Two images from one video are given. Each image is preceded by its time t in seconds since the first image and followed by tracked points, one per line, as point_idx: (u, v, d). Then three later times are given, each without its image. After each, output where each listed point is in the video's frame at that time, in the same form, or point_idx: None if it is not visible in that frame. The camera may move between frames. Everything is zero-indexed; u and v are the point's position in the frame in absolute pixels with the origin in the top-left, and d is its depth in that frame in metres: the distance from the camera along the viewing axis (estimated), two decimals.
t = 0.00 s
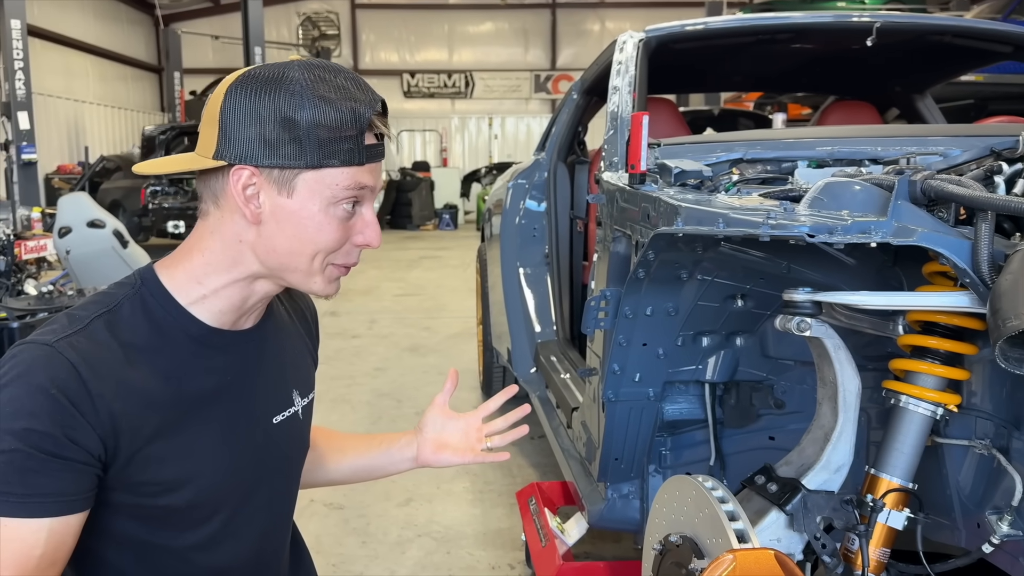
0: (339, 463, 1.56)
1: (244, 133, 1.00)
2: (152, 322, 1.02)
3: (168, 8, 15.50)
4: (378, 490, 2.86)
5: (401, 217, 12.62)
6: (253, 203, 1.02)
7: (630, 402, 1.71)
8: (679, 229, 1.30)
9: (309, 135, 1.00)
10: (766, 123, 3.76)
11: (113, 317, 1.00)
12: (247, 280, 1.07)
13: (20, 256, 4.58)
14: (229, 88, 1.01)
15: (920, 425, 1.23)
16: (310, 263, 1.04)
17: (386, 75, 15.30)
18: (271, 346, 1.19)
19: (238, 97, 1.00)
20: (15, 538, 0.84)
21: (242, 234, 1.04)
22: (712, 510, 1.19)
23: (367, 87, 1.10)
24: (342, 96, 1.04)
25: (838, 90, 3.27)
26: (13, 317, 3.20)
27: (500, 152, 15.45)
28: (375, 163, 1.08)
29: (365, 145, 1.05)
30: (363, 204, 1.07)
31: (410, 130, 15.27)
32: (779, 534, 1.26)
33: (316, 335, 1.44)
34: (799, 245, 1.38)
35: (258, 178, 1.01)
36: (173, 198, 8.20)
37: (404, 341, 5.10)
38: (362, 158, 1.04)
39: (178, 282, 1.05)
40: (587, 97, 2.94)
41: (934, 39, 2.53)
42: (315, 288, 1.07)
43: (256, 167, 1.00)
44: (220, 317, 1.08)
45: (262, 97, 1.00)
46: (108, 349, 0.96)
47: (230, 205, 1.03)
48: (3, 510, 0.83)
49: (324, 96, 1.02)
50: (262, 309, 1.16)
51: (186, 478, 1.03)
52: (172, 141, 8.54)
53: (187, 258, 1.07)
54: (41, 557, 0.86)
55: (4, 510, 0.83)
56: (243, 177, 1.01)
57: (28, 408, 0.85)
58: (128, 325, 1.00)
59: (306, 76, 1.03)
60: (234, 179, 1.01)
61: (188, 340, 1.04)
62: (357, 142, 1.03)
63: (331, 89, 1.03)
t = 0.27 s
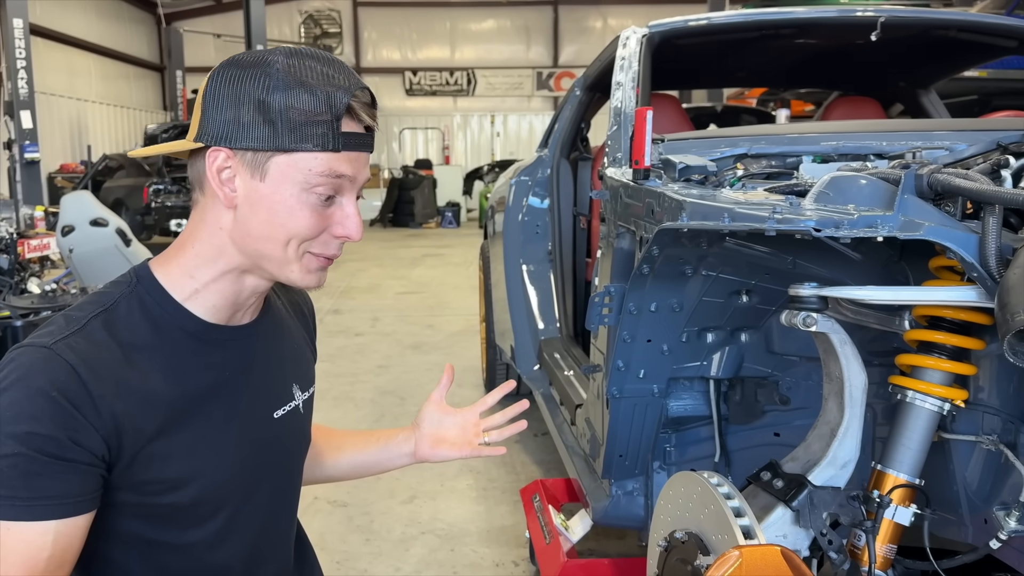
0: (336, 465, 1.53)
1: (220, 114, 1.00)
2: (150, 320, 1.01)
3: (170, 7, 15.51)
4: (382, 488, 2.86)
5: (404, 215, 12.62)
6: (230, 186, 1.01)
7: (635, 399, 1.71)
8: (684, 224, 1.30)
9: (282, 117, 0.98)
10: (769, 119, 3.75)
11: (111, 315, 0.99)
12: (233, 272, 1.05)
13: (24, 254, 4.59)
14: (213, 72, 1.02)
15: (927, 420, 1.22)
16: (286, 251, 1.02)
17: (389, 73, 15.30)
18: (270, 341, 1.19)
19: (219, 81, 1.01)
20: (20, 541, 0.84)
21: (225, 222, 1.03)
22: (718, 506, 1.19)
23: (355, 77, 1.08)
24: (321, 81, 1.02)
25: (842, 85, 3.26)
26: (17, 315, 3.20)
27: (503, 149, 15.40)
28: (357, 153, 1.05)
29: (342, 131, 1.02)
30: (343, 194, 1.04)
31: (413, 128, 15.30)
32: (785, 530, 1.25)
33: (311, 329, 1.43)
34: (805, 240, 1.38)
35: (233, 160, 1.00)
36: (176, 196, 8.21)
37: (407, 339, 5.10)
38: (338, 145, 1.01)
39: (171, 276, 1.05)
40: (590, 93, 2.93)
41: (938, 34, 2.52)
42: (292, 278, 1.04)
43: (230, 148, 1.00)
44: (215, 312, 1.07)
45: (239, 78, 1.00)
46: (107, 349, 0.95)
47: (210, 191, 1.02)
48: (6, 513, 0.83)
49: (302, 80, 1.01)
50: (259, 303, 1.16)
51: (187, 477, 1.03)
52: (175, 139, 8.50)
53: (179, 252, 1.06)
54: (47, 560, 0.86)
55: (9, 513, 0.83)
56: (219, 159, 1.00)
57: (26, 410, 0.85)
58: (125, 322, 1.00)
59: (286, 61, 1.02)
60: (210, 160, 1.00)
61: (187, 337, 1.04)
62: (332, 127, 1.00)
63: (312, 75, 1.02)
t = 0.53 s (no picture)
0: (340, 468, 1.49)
1: (216, 127, 0.98)
2: (149, 320, 1.01)
3: (171, 6, 15.52)
4: (383, 488, 2.86)
5: (405, 214, 12.61)
6: (230, 198, 1.01)
7: (636, 399, 1.70)
8: (685, 223, 1.29)
9: (281, 130, 0.97)
10: (770, 118, 3.74)
11: (110, 316, 0.99)
12: (236, 274, 1.06)
13: (24, 254, 4.59)
14: (201, 79, 0.99)
15: (928, 419, 1.22)
16: (291, 258, 1.03)
17: (389, 72, 15.30)
18: (269, 340, 1.18)
19: (210, 91, 0.98)
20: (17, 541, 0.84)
21: (226, 228, 1.03)
22: (719, 506, 1.19)
23: (349, 77, 1.07)
24: (318, 88, 1.01)
25: (843, 83, 3.25)
26: (18, 315, 3.20)
27: (504, 148, 15.40)
28: (356, 158, 1.05)
29: (342, 140, 1.02)
30: (344, 198, 1.04)
31: (414, 127, 15.30)
32: (786, 530, 1.24)
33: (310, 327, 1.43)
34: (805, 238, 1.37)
35: (232, 174, 1.00)
36: (177, 196, 8.21)
37: (408, 338, 5.10)
38: (339, 154, 1.01)
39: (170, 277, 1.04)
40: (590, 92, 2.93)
41: (939, 32, 2.52)
42: (299, 279, 1.05)
43: (229, 163, 0.99)
44: (217, 312, 1.07)
45: (233, 89, 0.98)
46: (107, 349, 0.95)
47: (209, 200, 1.02)
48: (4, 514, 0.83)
49: (298, 88, 0.99)
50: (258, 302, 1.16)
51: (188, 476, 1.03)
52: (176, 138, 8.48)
53: (176, 254, 1.05)
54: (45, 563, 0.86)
55: (8, 513, 0.83)
56: (218, 173, 1.00)
57: (26, 410, 0.84)
58: (124, 323, 0.99)
59: (280, 67, 1.00)
60: (209, 175, 1.00)
61: (187, 337, 1.03)
62: (332, 138, 1.00)
63: (308, 81, 1.01)
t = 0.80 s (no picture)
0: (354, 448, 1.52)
1: (172, 101, 0.99)
2: (149, 313, 1.00)
3: (172, 6, 15.53)
4: (385, 488, 2.86)
5: (406, 214, 12.60)
6: (196, 172, 1.01)
7: (640, 399, 1.69)
8: (689, 222, 1.29)
9: (233, 91, 0.98)
10: (773, 117, 3.74)
11: (108, 311, 0.97)
12: (221, 258, 1.06)
13: (26, 254, 4.59)
14: (156, 62, 1.01)
15: (936, 419, 1.21)
16: (265, 226, 1.02)
17: (391, 72, 15.30)
18: (269, 325, 1.18)
19: (162, 69, 0.99)
20: (39, 536, 0.80)
21: (199, 208, 1.03)
22: (725, 506, 1.18)
23: (298, 38, 1.07)
24: (266, 48, 1.01)
25: (846, 83, 3.25)
26: (20, 315, 3.20)
27: (505, 149, 15.43)
28: (316, 114, 1.05)
29: (297, 95, 1.02)
30: (309, 158, 1.04)
31: (415, 127, 15.28)
32: (793, 530, 1.25)
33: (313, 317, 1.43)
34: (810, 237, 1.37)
35: (194, 145, 1.00)
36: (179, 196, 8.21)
37: (410, 338, 5.10)
38: (295, 109, 1.01)
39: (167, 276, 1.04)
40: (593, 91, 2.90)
41: (943, 31, 2.51)
42: (268, 256, 1.04)
43: (189, 133, 0.99)
44: (209, 298, 1.07)
45: (183, 62, 0.99)
46: (110, 341, 0.94)
47: (178, 179, 1.02)
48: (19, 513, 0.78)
49: (245, 50, 1.00)
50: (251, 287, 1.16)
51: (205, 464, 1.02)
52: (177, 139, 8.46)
53: (162, 243, 1.06)
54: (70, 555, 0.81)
55: (25, 511, 0.78)
56: (180, 147, 1.00)
57: (37, 404, 0.82)
58: (124, 316, 0.98)
59: (227, 34, 1.00)
60: (171, 150, 1.00)
61: (187, 325, 1.03)
62: (286, 91, 1.00)
63: (255, 44, 1.01)
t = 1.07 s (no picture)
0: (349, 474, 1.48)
1: (114, 103, 0.96)
2: (137, 313, 0.98)
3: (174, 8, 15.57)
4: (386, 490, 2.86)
5: (407, 215, 12.60)
6: (147, 167, 0.98)
7: (641, 401, 1.69)
8: (691, 226, 1.29)
9: (163, 81, 0.93)
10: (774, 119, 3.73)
11: (95, 314, 0.95)
12: (194, 253, 1.01)
13: (28, 256, 4.59)
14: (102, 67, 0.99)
15: (936, 423, 1.21)
16: (217, 215, 0.96)
17: (392, 73, 15.32)
18: (260, 325, 1.16)
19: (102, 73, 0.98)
20: (99, 515, 0.76)
21: (161, 203, 0.99)
22: (726, 510, 1.18)
23: (235, 23, 1.02)
24: (196, 35, 0.96)
25: (847, 85, 3.25)
26: (21, 317, 3.21)
27: (506, 150, 15.22)
28: (257, 97, 0.98)
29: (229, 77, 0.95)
30: (255, 143, 0.97)
31: (415, 128, 15.21)
32: (794, 534, 1.25)
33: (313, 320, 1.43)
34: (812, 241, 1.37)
35: (141, 140, 0.96)
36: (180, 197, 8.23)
37: (411, 339, 5.10)
38: (228, 91, 0.94)
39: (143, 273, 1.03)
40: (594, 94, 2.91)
41: (944, 33, 2.51)
42: (235, 241, 0.98)
43: (133, 129, 0.96)
44: (194, 299, 1.04)
45: (117, 63, 0.96)
46: (102, 343, 0.92)
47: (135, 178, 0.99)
48: (64, 505, 0.75)
49: (174, 39, 0.95)
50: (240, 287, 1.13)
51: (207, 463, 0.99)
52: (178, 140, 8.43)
53: (141, 248, 1.02)
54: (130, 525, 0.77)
55: (76, 499, 0.75)
56: (129, 143, 0.97)
57: (41, 401, 0.80)
58: (111, 318, 0.96)
59: (158, 27, 0.97)
60: (121, 146, 0.97)
61: (179, 324, 1.01)
62: (216, 75, 0.94)
63: (185, 32, 0.96)
